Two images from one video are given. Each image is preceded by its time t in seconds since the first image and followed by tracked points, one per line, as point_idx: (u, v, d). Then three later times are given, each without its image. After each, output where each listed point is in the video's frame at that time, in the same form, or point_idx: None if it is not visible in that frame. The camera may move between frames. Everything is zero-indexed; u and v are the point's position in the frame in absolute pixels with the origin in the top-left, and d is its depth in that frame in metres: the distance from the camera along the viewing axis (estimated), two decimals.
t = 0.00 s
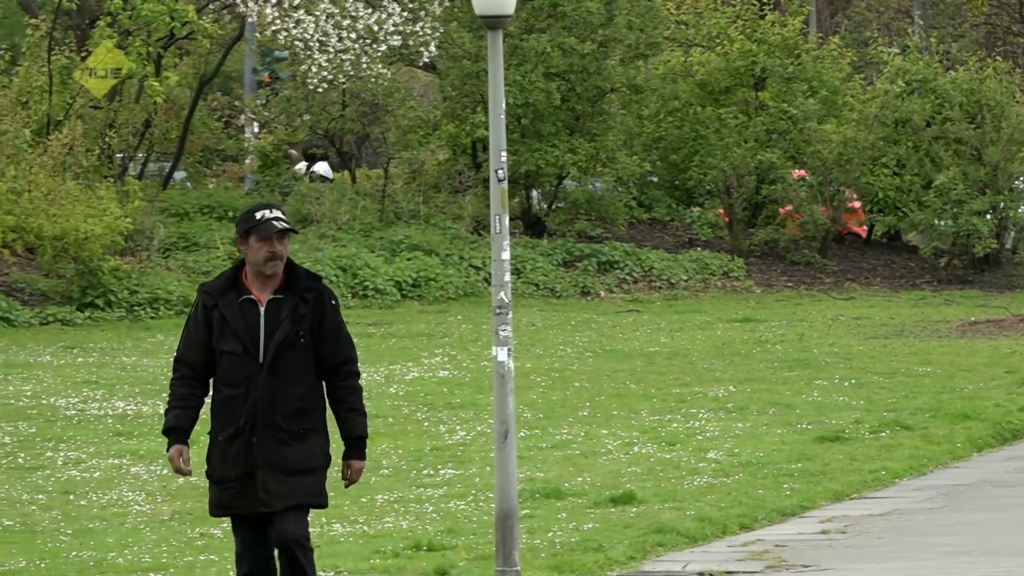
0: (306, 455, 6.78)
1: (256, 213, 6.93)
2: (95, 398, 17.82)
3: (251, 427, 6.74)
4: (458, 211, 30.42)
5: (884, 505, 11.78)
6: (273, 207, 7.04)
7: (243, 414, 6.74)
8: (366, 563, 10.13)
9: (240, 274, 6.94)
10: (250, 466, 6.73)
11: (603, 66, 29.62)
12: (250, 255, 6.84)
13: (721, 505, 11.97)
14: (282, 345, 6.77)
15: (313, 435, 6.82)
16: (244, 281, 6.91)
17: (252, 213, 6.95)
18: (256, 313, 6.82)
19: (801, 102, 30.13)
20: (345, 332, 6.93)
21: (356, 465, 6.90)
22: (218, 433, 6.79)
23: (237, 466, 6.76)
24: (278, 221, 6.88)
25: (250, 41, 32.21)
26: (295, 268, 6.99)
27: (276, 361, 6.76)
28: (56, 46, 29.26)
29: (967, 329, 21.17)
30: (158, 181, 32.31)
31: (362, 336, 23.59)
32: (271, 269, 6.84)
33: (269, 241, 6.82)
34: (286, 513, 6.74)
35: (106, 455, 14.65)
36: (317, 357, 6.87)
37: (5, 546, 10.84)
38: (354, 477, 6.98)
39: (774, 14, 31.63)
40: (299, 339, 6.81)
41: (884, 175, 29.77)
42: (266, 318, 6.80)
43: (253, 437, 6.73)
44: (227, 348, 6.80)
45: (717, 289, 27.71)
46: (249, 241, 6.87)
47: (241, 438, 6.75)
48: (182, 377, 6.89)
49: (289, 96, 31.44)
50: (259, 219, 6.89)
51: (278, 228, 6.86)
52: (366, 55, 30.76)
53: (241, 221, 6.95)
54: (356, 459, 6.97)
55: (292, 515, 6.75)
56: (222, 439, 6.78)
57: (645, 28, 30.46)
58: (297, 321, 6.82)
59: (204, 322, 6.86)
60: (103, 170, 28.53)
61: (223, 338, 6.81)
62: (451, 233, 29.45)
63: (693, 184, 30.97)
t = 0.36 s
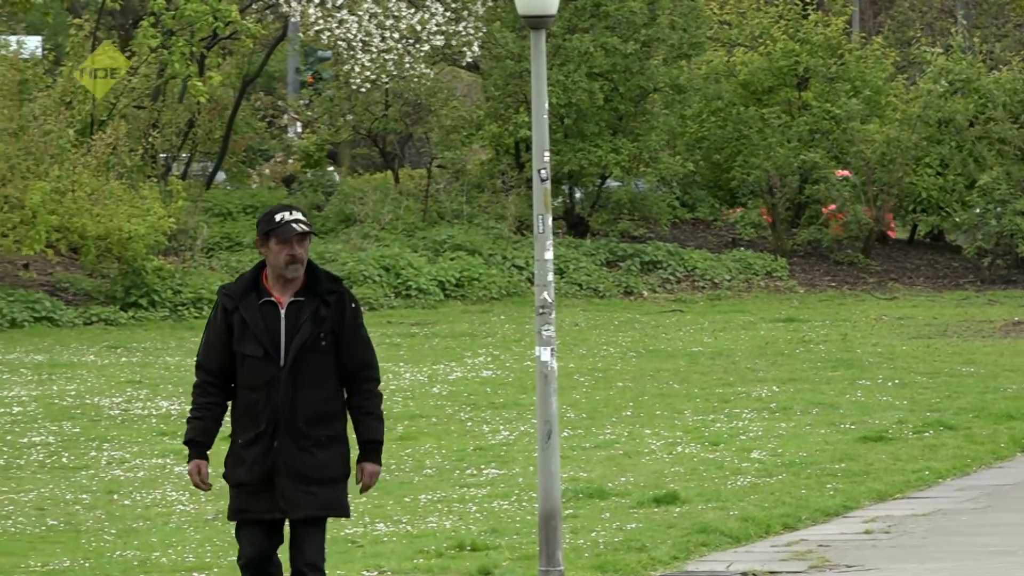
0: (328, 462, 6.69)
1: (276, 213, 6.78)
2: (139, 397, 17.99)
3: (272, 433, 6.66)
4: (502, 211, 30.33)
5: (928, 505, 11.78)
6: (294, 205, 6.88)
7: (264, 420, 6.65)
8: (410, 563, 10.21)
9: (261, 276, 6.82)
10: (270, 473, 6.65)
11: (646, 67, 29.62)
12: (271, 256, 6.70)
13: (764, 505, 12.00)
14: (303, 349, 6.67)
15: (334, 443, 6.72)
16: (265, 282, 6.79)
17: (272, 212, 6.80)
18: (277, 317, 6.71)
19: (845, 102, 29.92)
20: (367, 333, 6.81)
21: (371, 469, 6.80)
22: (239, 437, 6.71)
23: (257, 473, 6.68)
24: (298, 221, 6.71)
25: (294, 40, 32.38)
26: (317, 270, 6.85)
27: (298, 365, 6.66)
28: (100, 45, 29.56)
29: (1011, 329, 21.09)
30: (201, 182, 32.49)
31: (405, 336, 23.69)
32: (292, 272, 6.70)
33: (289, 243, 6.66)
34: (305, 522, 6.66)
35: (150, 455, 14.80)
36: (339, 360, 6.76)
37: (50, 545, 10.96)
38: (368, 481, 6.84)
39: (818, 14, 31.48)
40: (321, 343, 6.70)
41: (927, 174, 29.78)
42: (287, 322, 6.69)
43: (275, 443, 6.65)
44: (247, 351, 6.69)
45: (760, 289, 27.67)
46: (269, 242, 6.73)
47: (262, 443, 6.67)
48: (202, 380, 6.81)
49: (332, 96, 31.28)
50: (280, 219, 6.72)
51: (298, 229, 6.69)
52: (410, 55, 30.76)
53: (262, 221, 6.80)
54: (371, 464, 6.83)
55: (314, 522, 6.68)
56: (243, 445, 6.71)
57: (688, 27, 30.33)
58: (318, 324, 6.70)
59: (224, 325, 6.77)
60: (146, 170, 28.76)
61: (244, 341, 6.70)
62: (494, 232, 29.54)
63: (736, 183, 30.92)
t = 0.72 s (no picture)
0: (340, 469, 6.73)
1: (277, 223, 6.84)
2: (188, 397, 18.17)
3: (283, 443, 6.70)
4: (550, 211, 30.46)
5: (976, 505, 11.78)
6: (295, 214, 6.96)
7: (274, 432, 6.70)
8: (458, 562, 10.31)
9: (265, 288, 6.88)
10: (282, 484, 6.70)
11: (695, 66, 29.61)
12: (273, 267, 6.77)
13: (812, 505, 12.02)
14: (311, 358, 6.72)
15: (346, 450, 6.76)
16: (270, 293, 6.86)
17: (273, 223, 6.87)
18: (284, 326, 6.76)
19: (893, 101, 29.94)
20: (374, 339, 6.86)
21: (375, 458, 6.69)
22: (251, 450, 6.75)
23: (269, 486, 6.71)
24: (299, 230, 6.79)
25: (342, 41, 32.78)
26: (321, 278, 6.92)
27: (306, 374, 6.71)
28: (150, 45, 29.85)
29: None
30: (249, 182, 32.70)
31: (453, 336, 23.79)
32: (295, 281, 6.77)
33: (291, 253, 6.73)
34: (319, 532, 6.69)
35: (198, 454, 14.96)
36: (347, 366, 6.80)
37: (98, 544, 11.03)
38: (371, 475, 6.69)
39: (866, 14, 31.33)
40: (329, 350, 6.74)
41: (975, 174, 29.64)
42: (294, 332, 6.75)
43: (285, 454, 6.69)
44: (256, 363, 6.74)
45: (808, 289, 27.62)
46: (272, 252, 6.80)
47: (273, 454, 6.71)
48: (212, 396, 6.86)
49: (381, 96, 31.71)
50: (280, 229, 6.79)
51: (299, 239, 6.77)
52: (457, 54, 31.03)
53: (262, 232, 6.87)
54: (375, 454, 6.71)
55: (328, 530, 6.72)
56: (255, 456, 6.74)
57: (736, 27, 30.38)
58: (325, 332, 6.75)
59: (231, 339, 6.82)
60: (194, 170, 28.98)
61: (251, 353, 6.76)
62: (542, 232, 29.63)
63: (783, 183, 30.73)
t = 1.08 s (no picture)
0: (347, 469, 6.78)
1: (293, 216, 6.88)
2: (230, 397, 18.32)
3: (291, 441, 6.73)
4: (592, 211, 30.53)
5: (1018, 505, 11.77)
6: (311, 209, 7.00)
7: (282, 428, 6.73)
8: (499, 562, 10.38)
9: (277, 282, 6.92)
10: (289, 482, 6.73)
11: (737, 66, 29.59)
12: (288, 261, 6.81)
13: (854, 505, 12.04)
14: (322, 355, 6.75)
15: (353, 449, 6.81)
16: (282, 286, 6.90)
17: (288, 215, 6.91)
18: (296, 322, 6.80)
19: (935, 101, 29.70)
20: (386, 339, 6.92)
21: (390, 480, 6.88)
22: (258, 445, 6.78)
23: (276, 482, 6.76)
24: (317, 226, 6.82)
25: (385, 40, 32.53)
26: (333, 274, 6.95)
27: (316, 372, 6.74)
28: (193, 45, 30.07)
29: None
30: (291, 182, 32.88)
31: (494, 336, 23.85)
32: (309, 277, 6.81)
33: (306, 247, 6.78)
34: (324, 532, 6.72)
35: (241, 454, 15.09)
36: (358, 366, 6.86)
37: (140, 543, 11.12)
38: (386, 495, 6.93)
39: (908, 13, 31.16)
40: (341, 348, 6.78)
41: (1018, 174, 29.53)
42: (306, 328, 6.78)
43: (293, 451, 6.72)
44: (266, 358, 6.77)
45: (850, 289, 27.57)
46: (286, 245, 6.84)
47: (281, 451, 6.74)
48: (219, 383, 6.91)
49: (423, 96, 31.80)
50: (298, 223, 6.83)
51: (316, 234, 6.80)
52: (500, 54, 31.07)
53: (278, 224, 6.90)
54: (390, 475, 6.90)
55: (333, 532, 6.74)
56: (262, 453, 6.78)
57: (778, 27, 30.26)
58: (338, 330, 6.79)
59: (241, 329, 6.86)
60: (237, 170, 29.20)
61: (262, 347, 6.79)
62: (583, 232, 29.70)
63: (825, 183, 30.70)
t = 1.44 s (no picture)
0: (367, 461, 6.77)
1: (310, 206, 6.90)
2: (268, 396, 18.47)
3: (311, 433, 6.73)
4: (630, 211, 30.58)
5: None
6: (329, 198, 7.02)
7: (302, 420, 6.73)
8: (537, 561, 10.47)
9: (296, 272, 6.93)
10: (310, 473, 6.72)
11: (775, 66, 29.58)
12: (304, 250, 6.83)
13: (892, 505, 12.07)
14: (343, 345, 6.77)
15: (374, 442, 6.80)
16: (302, 277, 6.91)
17: (305, 206, 6.93)
18: (316, 313, 6.81)
19: (973, 101, 29.53)
20: (407, 329, 6.93)
21: (414, 465, 6.89)
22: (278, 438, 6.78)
23: (295, 475, 6.74)
24: (333, 212, 6.85)
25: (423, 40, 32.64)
26: (353, 264, 6.98)
27: (337, 362, 6.75)
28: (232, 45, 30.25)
29: None
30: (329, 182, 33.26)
31: (533, 336, 23.92)
32: (328, 265, 6.82)
33: (319, 236, 6.79)
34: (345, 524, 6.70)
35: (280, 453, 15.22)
36: (379, 357, 6.87)
37: (179, 543, 11.24)
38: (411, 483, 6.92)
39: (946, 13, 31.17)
40: (362, 338, 6.81)
41: None
42: (326, 318, 6.80)
43: (314, 443, 6.72)
44: (286, 349, 6.78)
45: (889, 289, 27.53)
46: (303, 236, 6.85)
47: (301, 443, 6.74)
48: (238, 379, 6.89)
49: (461, 96, 31.97)
50: (314, 212, 6.85)
51: (332, 221, 6.82)
52: (538, 53, 31.07)
53: (296, 214, 6.93)
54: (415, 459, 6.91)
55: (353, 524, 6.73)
56: (282, 445, 6.77)
57: (817, 27, 30.20)
58: (359, 320, 6.81)
59: (261, 322, 6.86)
60: (276, 170, 29.40)
61: (282, 338, 6.79)
62: (622, 232, 29.76)
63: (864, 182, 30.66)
